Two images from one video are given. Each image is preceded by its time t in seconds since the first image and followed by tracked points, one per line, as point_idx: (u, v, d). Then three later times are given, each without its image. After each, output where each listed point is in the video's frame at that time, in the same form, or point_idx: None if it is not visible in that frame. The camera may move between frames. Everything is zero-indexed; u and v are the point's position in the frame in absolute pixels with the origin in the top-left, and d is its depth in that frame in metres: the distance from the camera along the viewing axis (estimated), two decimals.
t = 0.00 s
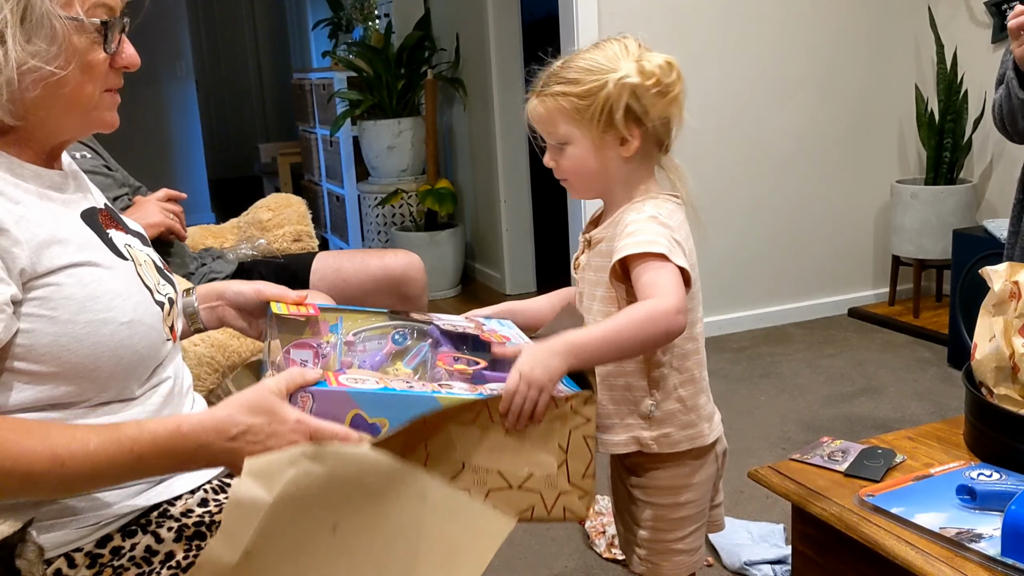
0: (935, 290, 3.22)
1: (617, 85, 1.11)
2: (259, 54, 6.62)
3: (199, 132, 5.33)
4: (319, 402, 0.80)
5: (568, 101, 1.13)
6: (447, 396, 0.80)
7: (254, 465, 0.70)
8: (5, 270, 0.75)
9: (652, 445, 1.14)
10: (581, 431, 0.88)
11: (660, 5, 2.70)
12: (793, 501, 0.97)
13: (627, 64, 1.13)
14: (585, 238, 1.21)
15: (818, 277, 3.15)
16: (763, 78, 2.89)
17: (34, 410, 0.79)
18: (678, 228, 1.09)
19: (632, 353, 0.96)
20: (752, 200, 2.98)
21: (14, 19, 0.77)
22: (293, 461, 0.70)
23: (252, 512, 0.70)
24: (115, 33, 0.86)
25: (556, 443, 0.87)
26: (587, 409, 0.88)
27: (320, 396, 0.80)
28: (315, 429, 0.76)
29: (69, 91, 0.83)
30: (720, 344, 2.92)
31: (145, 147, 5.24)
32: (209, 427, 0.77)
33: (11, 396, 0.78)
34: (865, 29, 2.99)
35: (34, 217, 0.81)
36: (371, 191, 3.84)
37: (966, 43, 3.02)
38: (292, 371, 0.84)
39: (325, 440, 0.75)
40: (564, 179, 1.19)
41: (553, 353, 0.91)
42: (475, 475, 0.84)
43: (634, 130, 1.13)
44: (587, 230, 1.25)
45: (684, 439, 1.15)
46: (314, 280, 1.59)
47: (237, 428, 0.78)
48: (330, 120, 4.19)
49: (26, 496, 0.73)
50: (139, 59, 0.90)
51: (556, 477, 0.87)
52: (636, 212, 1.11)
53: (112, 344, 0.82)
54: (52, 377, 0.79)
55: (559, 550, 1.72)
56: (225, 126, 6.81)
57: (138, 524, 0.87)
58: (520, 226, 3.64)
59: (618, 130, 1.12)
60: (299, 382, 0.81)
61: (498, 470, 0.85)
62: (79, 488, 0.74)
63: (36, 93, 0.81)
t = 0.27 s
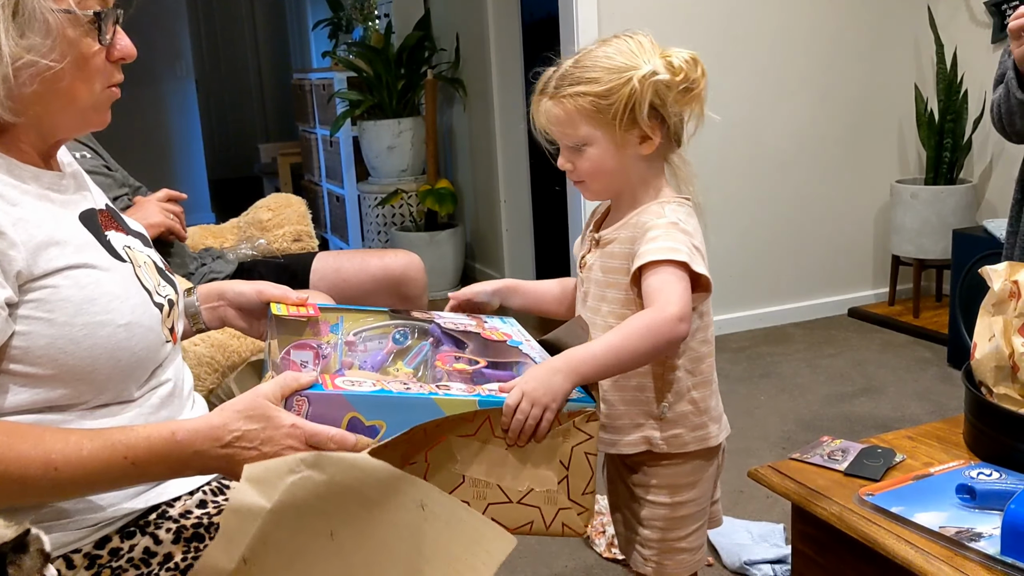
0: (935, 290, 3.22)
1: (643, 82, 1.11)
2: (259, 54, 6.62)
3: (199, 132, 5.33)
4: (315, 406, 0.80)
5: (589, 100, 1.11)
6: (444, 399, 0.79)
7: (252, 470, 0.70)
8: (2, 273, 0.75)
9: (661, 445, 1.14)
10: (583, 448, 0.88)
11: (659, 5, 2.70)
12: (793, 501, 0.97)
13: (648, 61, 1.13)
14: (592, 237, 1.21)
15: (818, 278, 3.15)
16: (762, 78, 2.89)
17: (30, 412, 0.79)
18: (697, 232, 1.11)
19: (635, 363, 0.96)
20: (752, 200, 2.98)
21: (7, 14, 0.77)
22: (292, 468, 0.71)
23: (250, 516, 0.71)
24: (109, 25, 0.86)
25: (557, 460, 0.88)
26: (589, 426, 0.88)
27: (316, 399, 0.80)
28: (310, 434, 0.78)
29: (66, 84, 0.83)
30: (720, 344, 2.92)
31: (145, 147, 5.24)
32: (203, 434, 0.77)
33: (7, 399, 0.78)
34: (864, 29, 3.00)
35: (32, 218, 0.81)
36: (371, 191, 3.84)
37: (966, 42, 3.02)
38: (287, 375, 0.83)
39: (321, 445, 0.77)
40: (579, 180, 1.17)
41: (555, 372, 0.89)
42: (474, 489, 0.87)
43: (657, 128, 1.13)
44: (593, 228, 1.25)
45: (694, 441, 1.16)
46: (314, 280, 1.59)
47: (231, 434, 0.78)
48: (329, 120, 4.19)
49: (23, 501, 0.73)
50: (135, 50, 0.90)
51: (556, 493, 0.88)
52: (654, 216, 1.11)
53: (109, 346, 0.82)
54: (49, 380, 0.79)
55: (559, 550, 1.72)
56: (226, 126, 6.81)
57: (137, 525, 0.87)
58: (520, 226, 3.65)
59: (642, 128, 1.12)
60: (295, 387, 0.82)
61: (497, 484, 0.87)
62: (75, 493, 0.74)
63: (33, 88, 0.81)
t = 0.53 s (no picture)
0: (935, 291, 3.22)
1: (642, 86, 1.11)
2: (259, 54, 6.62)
3: (199, 133, 5.33)
4: (313, 406, 0.80)
5: (588, 104, 1.11)
6: (442, 398, 0.79)
7: (252, 469, 0.71)
8: None
9: (660, 448, 1.14)
10: (581, 449, 0.88)
11: (659, 6, 2.70)
12: (791, 501, 0.97)
13: (647, 64, 1.13)
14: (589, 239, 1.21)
15: (817, 278, 3.15)
16: (762, 79, 2.89)
17: (28, 414, 0.79)
18: (697, 235, 1.11)
19: (634, 368, 0.96)
20: (751, 201, 2.98)
21: None
22: (289, 466, 0.71)
23: (250, 515, 0.71)
24: (104, 25, 0.86)
25: (556, 461, 0.88)
26: (587, 427, 0.89)
27: (314, 399, 0.80)
28: (309, 434, 0.78)
29: (60, 84, 0.83)
30: (720, 344, 2.93)
31: (145, 147, 5.24)
32: (202, 434, 0.77)
33: (6, 400, 0.78)
34: (864, 30, 3.00)
35: (29, 220, 0.81)
36: (371, 191, 3.85)
37: (966, 43, 3.02)
38: (286, 375, 0.84)
39: (320, 443, 0.78)
40: (578, 183, 1.18)
41: (554, 374, 0.88)
42: (472, 489, 0.87)
43: (655, 131, 1.14)
44: (591, 228, 1.25)
45: (692, 443, 1.16)
46: (314, 281, 1.59)
47: (230, 434, 0.78)
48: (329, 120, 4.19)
49: (24, 501, 0.73)
50: (131, 49, 0.90)
51: (554, 495, 0.88)
52: (654, 218, 1.11)
53: (107, 348, 0.82)
54: (48, 381, 0.79)
55: (558, 550, 1.72)
56: (226, 127, 6.81)
57: (135, 525, 0.87)
58: (519, 227, 3.65)
59: (641, 131, 1.12)
60: (293, 386, 0.82)
61: (496, 485, 0.87)
62: (73, 494, 0.74)
63: (27, 88, 0.81)
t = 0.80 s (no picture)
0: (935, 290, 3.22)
1: (637, 87, 1.11)
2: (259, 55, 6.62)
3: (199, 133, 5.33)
4: (313, 405, 0.80)
5: (583, 105, 1.11)
6: (441, 396, 0.79)
7: (251, 466, 0.71)
8: None
9: (659, 449, 1.14)
10: (580, 448, 0.88)
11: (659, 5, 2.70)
12: (791, 500, 0.97)
13: (643, 65, 1.13)
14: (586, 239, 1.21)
15: (817, 278, 3.15)
16: (761, 79, 2.89)
17: (26, 413, 0.79)
18: (693, 235, 1.11)
19: (634, 370, 0.96)
20: (750, 201, 2.98)
21: None
22: (289, 464, 0.71)
23: (250, 513, 0.71)
24: (101, 23, 0.86)
25: (555, 461, 0.88)
26: (586, 426, 0.89)
27: (315, 398, 0.80)
28: (308, 432, 0.78)
29: (57, 83, 0.83)
30: (720, 344, 2.92)
31: (145, 147, 5.24)
32: (201, 432, 0.77)
33: (4, 399, 0.78)
34: (864, 29, 3.00)
35: (28, 219, 0.81)
36: (371, 191, 3.85)
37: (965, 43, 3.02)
38: (286, 373, 0.84)
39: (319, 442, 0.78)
40: (573, 184, 1.17)
41: (554, 376, 0.88)
42: (471, 488, 0.87)
43: (651, 133, 1.14)
44: (588, 228, 1.25)
45: (690, 443, 1.16)
46: (313, 280, 1.59)
47: (229, 432, 0.78)
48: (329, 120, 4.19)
49: (24, 500, 0.73)
50: (129, 48, 0.90)
51: (554, 494, 0.88)
52: (652, 218, 1.11)
53: (106, 346, 0.82)
54: (46, 380, 0.79)
55: (558, 550, 1.72)
56: (226, 127, 6.81)
57: (134, 524, 0.87)
58: (519, 227, 3.65)
59: (637, 133, 1.12)
60: (293, 385, 0.82)
61: (495, 484, 0.87)
62: (72, 493, 0.74)
63: (25, 86, 0.81)
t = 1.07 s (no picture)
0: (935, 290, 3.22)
1: (642, 87, 1.11)
2: (259, 55, 6.62)
3: (199, 133, 5.33)
4: (314, 404, 0.80)
5: (587, 96, 1.12)
6: (443, 396, 0.79)
7: (253, 465, 0.71)
8: None
9: (658, 447, 1.15)
10: (581, 447, 0.88)
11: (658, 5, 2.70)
12: (791, 499, 0.97)
13: (651, 67, 1.13)
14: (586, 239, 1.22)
15: (816, 278, 3.16)
16: (762, 78, 2.89)
17: (27, 411, 0.79)
18: (693, 234, 1.11)
19: (635, 370, 0.96)
20: (750, 200, 2.98)
21: None
22: (291, 463, 0.71)
23: (251, 511, 0.71)
24: (101, 22, 0.86)
25: (556, 461, 0.88)
26: (587, 425, 0.89)
27: (316, 397, 0.80)
28: (310, 431, 0.78)
29: (57, 80, 0.83)
30: (720, 344, 2.93)
31: (145, 147, 5.24)
32: (202, 431, 0.77)
33: (5, 397, 0.78)
34: (864, 29, 3.00)
35: (29, 217, 0.81)
36: (371, 191, 3.85)
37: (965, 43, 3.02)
38: (288, 371, 0.84)
39: (320, 441, 0.78)
40: (567, 175, 1.17)
41: (555, 376, 0.88)
42: (473, 487, 0.87)
43: (649, 135, 1.13)
44: (588, 228, 1.25)
45: (689, 442, 1.16)
46: (314, 280, 1.59)
47: (230, 431, 0.78)
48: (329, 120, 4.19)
49: (26, 498, 0.73)
50: (129, 47, 0.90)
51: (555, 493, 0.88)
52: (651, 218, 1.11)
53: (107, 345, 0.82)
54: (48, 378, 0.80)
55: (558, 549, 1.72)
56: (226, 127, 6.81)
57: (136, 523, 0.87)
58: (519, 226, 3.65)
59: (635, 133, 1.12)
60: (294, 383, 0.82)
61: (496, 483, 0.87)
62: (74, 491, 0.74)
63: (25, 84, 0.81)
